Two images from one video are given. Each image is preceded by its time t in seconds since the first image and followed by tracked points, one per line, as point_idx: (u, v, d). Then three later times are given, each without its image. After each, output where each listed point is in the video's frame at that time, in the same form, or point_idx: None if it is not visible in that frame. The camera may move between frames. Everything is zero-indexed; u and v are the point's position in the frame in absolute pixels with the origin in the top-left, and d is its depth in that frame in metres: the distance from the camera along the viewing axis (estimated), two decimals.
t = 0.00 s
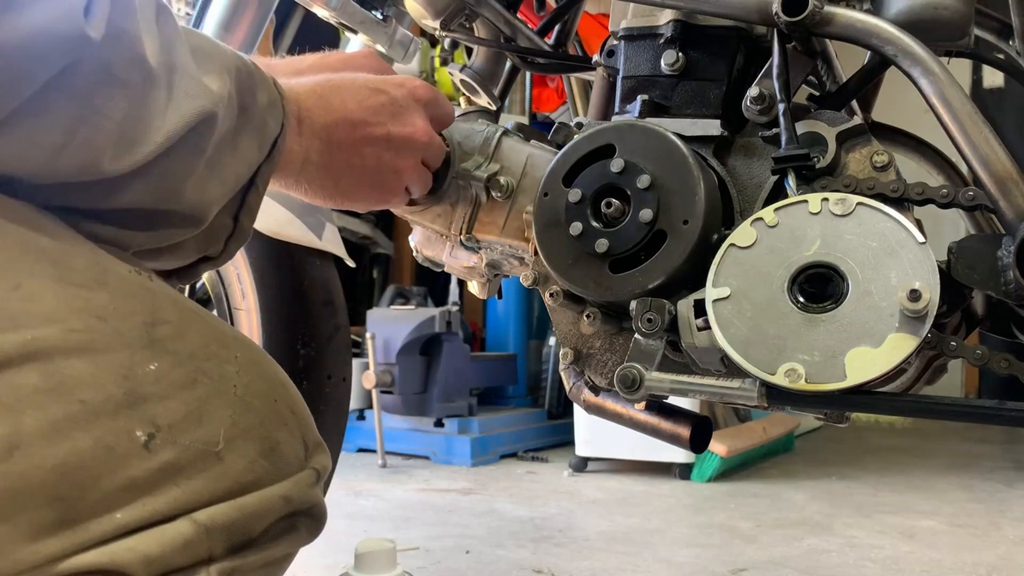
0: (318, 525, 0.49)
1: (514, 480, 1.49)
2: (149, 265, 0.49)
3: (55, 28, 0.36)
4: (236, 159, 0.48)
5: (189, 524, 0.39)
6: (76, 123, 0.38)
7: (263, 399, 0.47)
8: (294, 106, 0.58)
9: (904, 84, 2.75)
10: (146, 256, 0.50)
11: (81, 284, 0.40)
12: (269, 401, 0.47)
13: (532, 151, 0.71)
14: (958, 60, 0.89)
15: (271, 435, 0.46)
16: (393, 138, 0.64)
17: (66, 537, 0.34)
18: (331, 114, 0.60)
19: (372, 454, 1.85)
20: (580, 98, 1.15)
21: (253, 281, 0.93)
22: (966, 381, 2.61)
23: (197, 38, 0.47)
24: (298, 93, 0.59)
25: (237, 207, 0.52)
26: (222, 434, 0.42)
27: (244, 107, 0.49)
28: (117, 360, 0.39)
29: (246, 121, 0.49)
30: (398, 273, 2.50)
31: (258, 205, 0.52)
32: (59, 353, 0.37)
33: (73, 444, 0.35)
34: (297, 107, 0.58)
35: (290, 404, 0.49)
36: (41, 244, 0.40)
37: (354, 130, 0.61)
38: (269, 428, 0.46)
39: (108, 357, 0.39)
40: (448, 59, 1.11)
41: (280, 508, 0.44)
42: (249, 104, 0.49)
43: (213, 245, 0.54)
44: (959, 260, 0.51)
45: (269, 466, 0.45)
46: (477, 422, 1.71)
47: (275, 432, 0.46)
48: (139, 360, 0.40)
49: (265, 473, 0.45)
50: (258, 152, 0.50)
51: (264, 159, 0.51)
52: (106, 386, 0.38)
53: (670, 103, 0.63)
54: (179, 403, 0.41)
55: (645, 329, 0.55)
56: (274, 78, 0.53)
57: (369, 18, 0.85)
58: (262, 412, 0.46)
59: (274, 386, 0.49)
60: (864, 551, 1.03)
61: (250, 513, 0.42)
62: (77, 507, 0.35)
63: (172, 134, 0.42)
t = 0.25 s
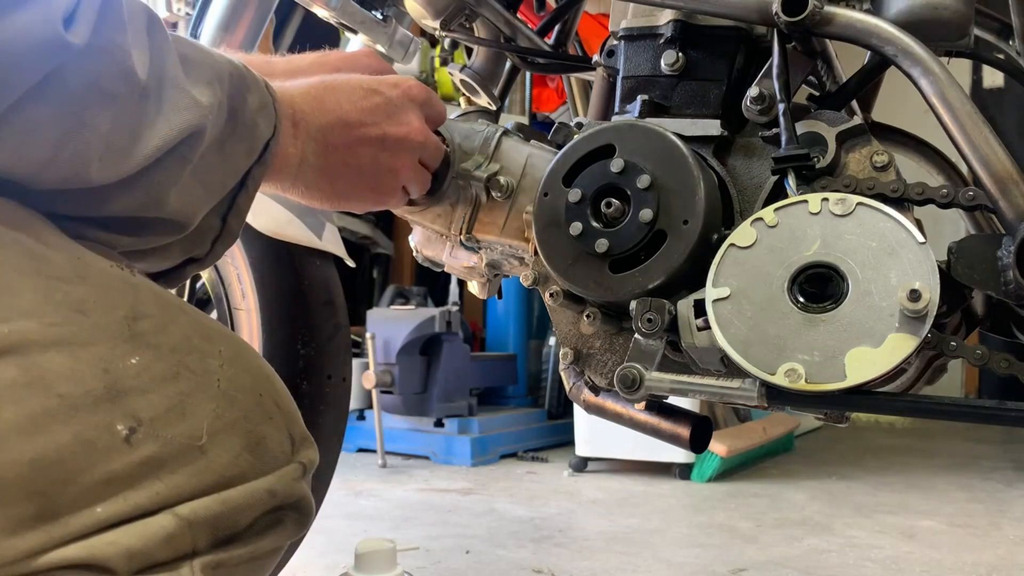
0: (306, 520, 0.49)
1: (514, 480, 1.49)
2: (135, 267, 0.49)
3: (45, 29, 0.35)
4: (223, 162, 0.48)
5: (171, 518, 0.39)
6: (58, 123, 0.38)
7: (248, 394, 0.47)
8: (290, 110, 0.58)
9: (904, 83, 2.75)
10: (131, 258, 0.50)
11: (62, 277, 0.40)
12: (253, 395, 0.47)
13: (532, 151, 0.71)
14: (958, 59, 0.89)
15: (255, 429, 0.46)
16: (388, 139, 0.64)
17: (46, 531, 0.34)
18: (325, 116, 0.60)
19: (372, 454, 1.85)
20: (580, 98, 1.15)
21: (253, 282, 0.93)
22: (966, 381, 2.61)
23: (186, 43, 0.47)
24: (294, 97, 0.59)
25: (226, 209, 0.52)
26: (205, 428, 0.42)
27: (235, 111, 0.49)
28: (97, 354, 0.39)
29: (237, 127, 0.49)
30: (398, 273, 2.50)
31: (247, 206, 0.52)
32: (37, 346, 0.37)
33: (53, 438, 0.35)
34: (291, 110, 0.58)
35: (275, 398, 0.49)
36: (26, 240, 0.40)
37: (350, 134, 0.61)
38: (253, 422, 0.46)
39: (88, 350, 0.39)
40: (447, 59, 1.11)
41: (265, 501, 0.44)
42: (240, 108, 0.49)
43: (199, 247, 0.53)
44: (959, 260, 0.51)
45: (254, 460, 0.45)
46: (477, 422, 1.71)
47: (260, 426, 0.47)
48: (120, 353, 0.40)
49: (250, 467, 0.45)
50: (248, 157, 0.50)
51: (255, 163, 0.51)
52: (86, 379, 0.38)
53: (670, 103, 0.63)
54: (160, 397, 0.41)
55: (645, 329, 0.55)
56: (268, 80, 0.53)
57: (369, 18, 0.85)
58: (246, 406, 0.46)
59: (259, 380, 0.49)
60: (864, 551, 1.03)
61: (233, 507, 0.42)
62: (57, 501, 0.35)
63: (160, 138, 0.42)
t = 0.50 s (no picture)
0: (304, 523, 0.49)
1: (514, 480, 1.49)
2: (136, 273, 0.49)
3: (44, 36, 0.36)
4: (223, 167, 0.48)
5: (173, 521, 0.39)
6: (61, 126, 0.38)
7: (248, 397, 0.47)
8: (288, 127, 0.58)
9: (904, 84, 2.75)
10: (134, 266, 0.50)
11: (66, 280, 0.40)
12: (254, 399, 0.47)
13: (532, 151, 0.71)
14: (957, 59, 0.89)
15: (255, 432, 0.46)
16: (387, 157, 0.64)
17: (46, 533, 0.34)
18: (326, 133, 0.60)
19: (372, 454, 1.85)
20: (580, 98, 1.15)
21: (253, 282, 0.93)
22: (966, 381, 2.61)
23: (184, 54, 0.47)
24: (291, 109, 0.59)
25: (225, 219, 0.52)
26: (205, 430, 0.42)
27: (236, 122, 0.49)
28: (99, 356, 0.39)
29: (237, 136, 0.49)
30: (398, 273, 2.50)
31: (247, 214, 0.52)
32: (39, 348, 0.37)
33: (55, 440, 0.35)
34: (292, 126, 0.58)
35: (274, 402, 0.49)
36: (28, 244, 0.40)
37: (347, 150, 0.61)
38: (253, 425, 0.46)
39: (91, 353, 0.39)
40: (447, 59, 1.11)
41: (266, 504, 0.44)
42: (242, 118, 0.49)
43: (199, 256, 0.53)
44: (958, 260, 0.51)
45: (254, 464, 0.45)
46: (477, 422, 1.71)
47: (260, 429, 0.46)
48: (121, 355, 0.40)
49: (250, 470, 0.45)
50: (248, 166, 0.50)
51: (256, 173, 0.51)
52: (89, 381, 0.38)
53: (670, 103, 0.63)
54: (161, 400, 0.41)
55: (645, 329, 0.55)
56: (269, 92, 0.54)
57: (369, 18, 0.85)
58: (246, 409, 0.46)
59: (258, 384, 0.49)
60: (864, 551, 1.03)
61: (234, 510, 0.42)
62: (58, 503, 0.35)
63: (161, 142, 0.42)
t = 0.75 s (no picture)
0: (313, 530, 0.49)
1: (514, 480, 1.49)
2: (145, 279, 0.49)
3: (55, 44, 0.36)
4: (231, 172, 0.48)
5: (185, 528, 0.39)
6: (72, 129, 0.38)
7: (259, 405, 0.47)
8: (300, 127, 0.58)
9: (904, 84, 2.75)
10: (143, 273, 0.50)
11: (78, 285, 0.40)
12: (264, 407, 0.47)
13: (532, 151, 0.71)
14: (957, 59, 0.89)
15: (266, 440, 0.46)
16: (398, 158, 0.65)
17: (58, 538, 0.34)
18: (338, 133, 0.60)
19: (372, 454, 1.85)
20: (580, 98, 1.15)
21: (253, 282, 0.93)
22: (966, 381, 2.61)
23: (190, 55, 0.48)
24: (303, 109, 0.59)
25: (235, 220, 0.53)
26: (216, 437, 0.42)
27: (245, 123, 0.50)
28: (111, 361, 0.39)
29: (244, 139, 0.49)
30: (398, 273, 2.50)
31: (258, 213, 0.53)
32: (52, 352, 0.37)
33: (68, 445, 0.35)
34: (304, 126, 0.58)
35: (285, 410, 0.49)
36: (42, 249, 0.40)
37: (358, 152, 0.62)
38: (263, 433, 0.46)
39: (103, 358, 0.39)
40: (447, 59, 1.11)
41: (276, 513, 0.44)
42: (250, 119, 0.50)
43: (207, 259, 0.54)
44: (958, 260, 0.51)
45: (263, 472, 0.45)
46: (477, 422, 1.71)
47: (270, 437, 0.46)
48: (134, 361, 0.40)
49: (260, 477, 0.45)
50: (252, 170, 0.50)
51: (264, 174, 0.52)
52: (101, 387, 0.38)
53: (670, 103, 0.63)
54: (173, 406, 0.41)
55: (645, 329, 0.55)
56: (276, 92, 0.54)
57: (369, 18, 0.85)
58: (257, 416, 0.46)
59: (269, 391, 0.49)
60: (864, 551, 1.03)
61: (244, 519, 0.42)
62: (70, 507, 0.35)
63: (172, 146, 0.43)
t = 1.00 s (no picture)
0: (313, 533, 0.49)
1: (514, 480, 1.49)
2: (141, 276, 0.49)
3: (57, 43, 0.36)
4: (234, 167, 0.49)
5: (185, 529, 0.39)
6: (75, 129, 0.38)
7: (258, 406, 0.47)
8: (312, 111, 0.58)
9: (904, 83, 2.75)
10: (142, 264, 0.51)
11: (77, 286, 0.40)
12: (264, 408, 0.47)
13: (532, 151, 0.71)
14: (957, 59, 0.89)
15: (266, 441, 0.46)
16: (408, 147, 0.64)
17: (58, 539, 0.34)
18: (349, 120, 0.60)
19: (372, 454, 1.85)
20: (580, 98, 1.15)
21: (253, 281, 0.93)
22: (966, 381, 2.61)
23: (196, 46, 0.48)
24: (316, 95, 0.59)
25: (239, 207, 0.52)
26: (216, 438, 0.42)
27: (248, 110, 0.49)
28: (111, 362, 0.39)
29: (244, 138, 0.49)
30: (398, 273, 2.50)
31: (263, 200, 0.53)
32: (51, 352, 0.37)
33: (67, 446, 0.35)
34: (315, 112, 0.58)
35: (285, 412, 0.49)
36: (39, 249, 0.40)
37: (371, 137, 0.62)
38: (263, 434, 0.46)
39: (103, 359, 0.39)
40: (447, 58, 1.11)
41: (276, 514, 0.45)
42: (253, 115, 0.50)
43: (211, 245, 0.54)
44: (958, 260, 0.51)
45: (263, 474, 0.45)
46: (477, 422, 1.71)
47: (269, 438, 0.46)
48: (134, 362, 0.40)
49: (260, 478, 0.45)
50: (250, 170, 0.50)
51: (271, 160, 0.52)
52: (102, 387, 0.38)
53: (670, 103, 0.63)
54: (173, 407, 0.41)
55: (645, 329, 0.55)
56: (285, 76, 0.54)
57: (369, 18, 0.85)
58: (256, 417, 0.46)
59: (269, 393, 0.49)
60: (864, 551, 1.03)
61: (243, 520, 0.42)
62: (70, 509, 0.35)
63: (177, 141, 0.43)
